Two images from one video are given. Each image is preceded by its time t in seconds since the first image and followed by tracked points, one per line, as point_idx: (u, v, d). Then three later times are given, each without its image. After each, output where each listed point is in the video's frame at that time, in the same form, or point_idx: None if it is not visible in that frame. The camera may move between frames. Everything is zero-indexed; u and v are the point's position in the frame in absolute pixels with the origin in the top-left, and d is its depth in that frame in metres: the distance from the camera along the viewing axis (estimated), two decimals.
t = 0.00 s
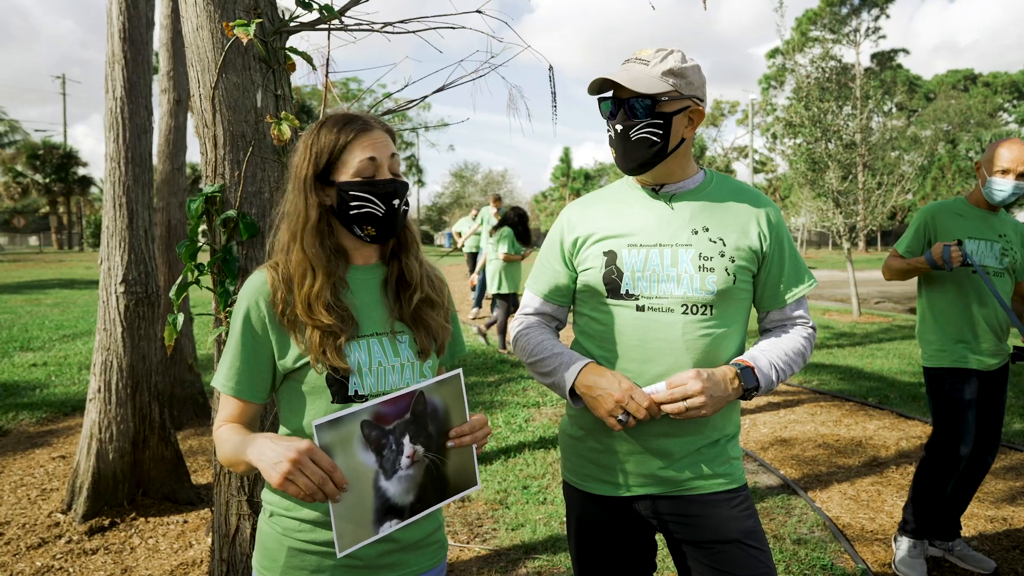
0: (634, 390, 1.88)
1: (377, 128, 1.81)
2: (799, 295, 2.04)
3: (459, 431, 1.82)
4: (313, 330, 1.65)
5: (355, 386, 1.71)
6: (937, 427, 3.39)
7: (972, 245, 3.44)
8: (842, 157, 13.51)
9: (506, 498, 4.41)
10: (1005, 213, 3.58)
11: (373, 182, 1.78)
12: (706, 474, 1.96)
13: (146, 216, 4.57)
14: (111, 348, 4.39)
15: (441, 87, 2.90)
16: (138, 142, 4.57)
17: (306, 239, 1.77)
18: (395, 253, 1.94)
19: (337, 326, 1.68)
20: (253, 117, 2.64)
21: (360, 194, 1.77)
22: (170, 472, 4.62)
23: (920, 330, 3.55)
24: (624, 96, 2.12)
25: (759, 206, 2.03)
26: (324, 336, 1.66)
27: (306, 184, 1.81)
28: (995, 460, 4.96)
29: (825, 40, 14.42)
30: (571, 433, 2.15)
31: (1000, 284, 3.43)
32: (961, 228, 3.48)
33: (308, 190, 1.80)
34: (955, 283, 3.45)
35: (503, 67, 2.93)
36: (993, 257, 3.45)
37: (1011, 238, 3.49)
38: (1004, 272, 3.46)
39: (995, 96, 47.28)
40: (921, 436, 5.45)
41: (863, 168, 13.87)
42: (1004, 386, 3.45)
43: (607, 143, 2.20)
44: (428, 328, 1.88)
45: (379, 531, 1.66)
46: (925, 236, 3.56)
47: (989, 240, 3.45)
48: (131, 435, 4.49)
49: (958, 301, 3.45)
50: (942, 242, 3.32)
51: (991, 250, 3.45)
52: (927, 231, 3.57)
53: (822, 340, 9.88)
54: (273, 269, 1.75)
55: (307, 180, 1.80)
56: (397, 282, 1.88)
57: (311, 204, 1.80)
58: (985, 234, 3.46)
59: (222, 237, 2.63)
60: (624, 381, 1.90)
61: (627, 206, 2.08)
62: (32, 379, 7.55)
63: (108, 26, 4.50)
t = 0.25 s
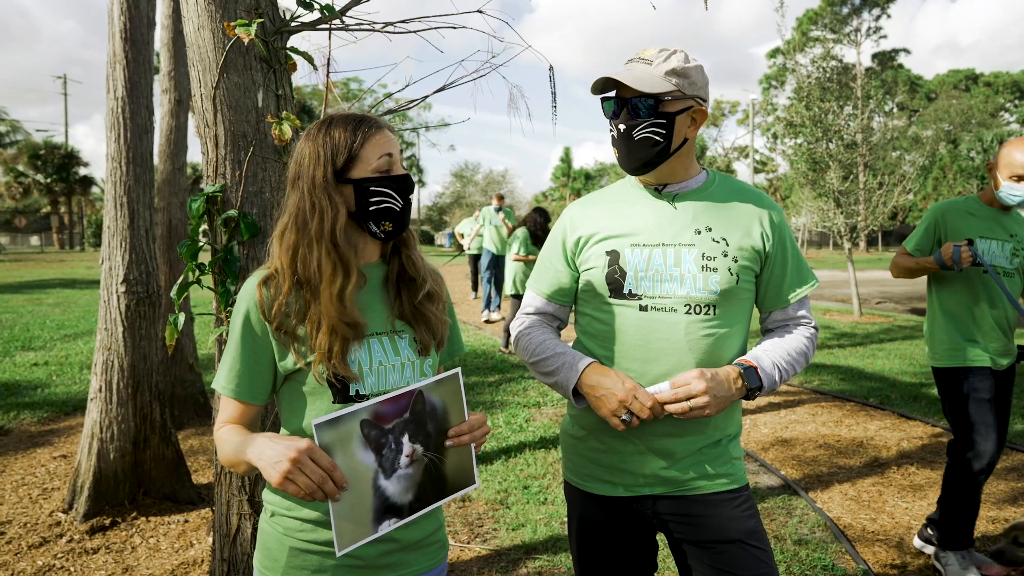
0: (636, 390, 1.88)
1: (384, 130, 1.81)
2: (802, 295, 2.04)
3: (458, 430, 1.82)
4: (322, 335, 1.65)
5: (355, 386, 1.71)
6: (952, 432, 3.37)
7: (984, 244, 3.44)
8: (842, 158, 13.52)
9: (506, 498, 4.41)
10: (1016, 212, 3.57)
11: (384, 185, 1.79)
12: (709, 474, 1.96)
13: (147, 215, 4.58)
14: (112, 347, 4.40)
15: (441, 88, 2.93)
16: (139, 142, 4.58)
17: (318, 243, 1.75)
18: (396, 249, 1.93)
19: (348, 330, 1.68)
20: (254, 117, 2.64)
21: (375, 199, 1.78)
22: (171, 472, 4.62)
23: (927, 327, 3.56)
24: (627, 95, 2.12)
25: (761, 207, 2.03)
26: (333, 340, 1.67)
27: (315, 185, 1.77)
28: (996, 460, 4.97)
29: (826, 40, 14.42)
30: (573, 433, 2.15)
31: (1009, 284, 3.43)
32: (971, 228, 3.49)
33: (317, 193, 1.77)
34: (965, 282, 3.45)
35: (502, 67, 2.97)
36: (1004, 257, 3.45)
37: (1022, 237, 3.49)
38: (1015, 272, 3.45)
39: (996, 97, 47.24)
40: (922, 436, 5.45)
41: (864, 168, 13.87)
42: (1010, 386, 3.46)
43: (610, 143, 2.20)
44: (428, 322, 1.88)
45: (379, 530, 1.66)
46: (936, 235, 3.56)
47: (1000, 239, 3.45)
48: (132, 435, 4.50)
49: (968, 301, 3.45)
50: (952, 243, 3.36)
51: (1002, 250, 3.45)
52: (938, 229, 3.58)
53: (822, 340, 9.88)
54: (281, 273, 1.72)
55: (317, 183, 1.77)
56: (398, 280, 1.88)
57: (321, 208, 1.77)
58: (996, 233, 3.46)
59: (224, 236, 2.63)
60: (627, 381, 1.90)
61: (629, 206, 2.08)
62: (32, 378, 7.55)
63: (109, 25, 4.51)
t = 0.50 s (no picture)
0: (642, 389, 1.87)
1: (389, 130, 1.81)
2: (806, 296, 2.04)
3: (461, 427, 1.82)
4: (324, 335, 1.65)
5: (358, 385, 1.71)
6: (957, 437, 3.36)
7: (990, 249, 3.42)
8: (844, 157, 13.49)
9: (508, 498, 4.41)
10: None
11: (388, 185, 1.78)
12: (714, 474, 1.96)
13: (149, 215, 4.58)
14: (115, 347, 4.40)
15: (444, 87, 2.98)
16: (142, 142, 4.58)
17: (321, 243, 1.74)
18: (396, 249, 1.93)
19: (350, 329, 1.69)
20: (256, 116, 2.64)
21: (378, 198, 1.78)
22: (174, 471, 4.62)
23: (934, 330, 3.58)
24: (639, 92, 2.12)
25: (765, 207, 2.03)
26: (335, 340, 1.67)
27: (318, 185, 1.76)
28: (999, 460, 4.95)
29: (829, 40, 14.39)
30: (576, 433, 2.14)
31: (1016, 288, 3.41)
32: (976, 232, 3.48)
33: (321, 193, 1.76)
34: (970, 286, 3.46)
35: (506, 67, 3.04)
36: (1013, 260, 3.42)
37: None
38: None
39: (998, 96, 47.15)
40: (925, 436, 5.44)
41: (866, 168, 13.85)
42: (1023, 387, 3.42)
43: (620, 143, 2.18)
44: (428, 320, 1.88)
45: (383, 527, 1.66)
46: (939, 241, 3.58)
47: (1007, 243, 3.43)
48: (135, 434, 4.50)
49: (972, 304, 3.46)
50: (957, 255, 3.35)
51: (1009, 254, 3.42)
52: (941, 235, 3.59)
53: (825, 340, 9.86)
54: (283, 273, 1.72)
55: (321, 182, 1.76)
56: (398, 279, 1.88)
57: (324, 207, 1.76)
58: (1004, 237, 3.43)
59: (226, 236, 2.63)
60: (632, 380, 1.90)
61: (633, 206, 2.08)
62: (35, 378, 7.56)
63: (112, 25, 4.51)
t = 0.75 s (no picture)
0: (647, 390, 1.87)
1: (391, 130, 1.81)
2: (809, 297, 2.04)
3: (463, 427, 1.81)
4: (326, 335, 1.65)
5: (362, 386, 1.70)
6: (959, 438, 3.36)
7: (998, 257, 3.42)
8: (847, 158, 13.47)
9: (511, 498, 4.40)
10: None
11: (391, 185, 1.78)
12: (717, 475, 1.95)
13: (152, 215, 4.58)
14: (117, 347, 4.40)
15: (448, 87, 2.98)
16: (145, 142, 4.58)
17: (324, 243, 1.74)
18: (398, 248, 1.93)
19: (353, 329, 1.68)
20: (259, 116, 2.64)
21: (381, 198, 1.78)
22: (176, 471, 4.62)
23: (948, 329, 3.65)
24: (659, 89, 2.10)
25: (768, 208, 2.03)
26: (339, 340, 1.67)
27: (320, 185, 1.76)
28: (1003, 461, 4.94)
29: (831, 40, 14.37)
30: (579, 434, 2.14)
31: None
32: (986, 239, 3.47)
33: (323, 193, 1.76)
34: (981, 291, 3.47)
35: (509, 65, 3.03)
36: None
37: None
38: None
39: (1001, 97, 47.08)
40: (928, 437, 5.44)
41: (868, 168, 13.82)
42: None
43: (640, 142, 2.11)
44: (431, 319, 1.88)
45: (387, 529, 1.65)
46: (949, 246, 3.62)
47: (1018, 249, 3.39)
48: (137, 434, 4.50)
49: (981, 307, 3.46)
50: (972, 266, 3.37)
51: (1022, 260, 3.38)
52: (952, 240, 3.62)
53: (827, 341, 9.85)
54: (285, 274, 1.71)
55: (323, 182, 1.76)
56: (401, 279, 1.88)
57: (326, 207, 1.76)
58: (1015, 243, 3.40)
59: (230, 236, 2.63)
60: (636, 382, 1.89)
61: (636, 206, 2.07)
62: (37, 378, 7.56)
63: (115, 25, 4.52)
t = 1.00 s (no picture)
0: (650, 390, 1.87)
1: (394, 129, 1.81)
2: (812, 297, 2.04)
3: (467, 428, 1.81)
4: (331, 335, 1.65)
5: (368, 386, 1.71)
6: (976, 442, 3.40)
7: (1009, 259, 3.39)
8: (850, 157, 13.44)
9: (514, 498, 4.40)
10: None
11: (395, 185, 1.79)
12: (721, 475, 1.95)
13: (156, 215, 4.59)
14: (121, 347, 4.41)
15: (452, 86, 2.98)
16: (148, 142, 4.58)
17: (328, 243, 1.74)
18: (402, 248, 1.93)
19: (359, 329, 1.68)
20: (263, 116, 2.65)
21: (386, 199, 1.78)
22: (180, 471, 4.63)
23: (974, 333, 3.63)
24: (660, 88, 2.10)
25: (771, 207, 2.02)
26: (345, 340, 1.67)
27: (323, 185, 1.76)
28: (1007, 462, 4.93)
29: (834, 39, 14.34)
30: (582, 434, 2.14)
31: None
32: (999, 242, 3.46)
33: (325, 193, 1.76)
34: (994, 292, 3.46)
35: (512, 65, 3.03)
36: None
37: None
38: None
39: (1004, 96, 46.95)
40: (932, 437, 5.42)
41: (872, 167, 13.79)
42: None
43: (641, 140, 2.11)
44: (436, 318, 1.88)
45: (391, 530, 1.65)
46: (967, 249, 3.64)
47: None
48: (140, 434, 4.51)
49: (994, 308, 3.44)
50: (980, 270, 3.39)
51: None
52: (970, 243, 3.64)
53: (830, 341, 9.83)
54: (290, 274, 1.71)
55: (327, 182, 1.76)
56: (405, 278, 1.88)
57: (329, 207, 1.76)
58: None
59: (234, 236, 2.63)
60: (639, 381, 1.89)
61: (639, 206, 2.07)
62: (41, 378, 7.57)
63: (118, 25, 4.52)
